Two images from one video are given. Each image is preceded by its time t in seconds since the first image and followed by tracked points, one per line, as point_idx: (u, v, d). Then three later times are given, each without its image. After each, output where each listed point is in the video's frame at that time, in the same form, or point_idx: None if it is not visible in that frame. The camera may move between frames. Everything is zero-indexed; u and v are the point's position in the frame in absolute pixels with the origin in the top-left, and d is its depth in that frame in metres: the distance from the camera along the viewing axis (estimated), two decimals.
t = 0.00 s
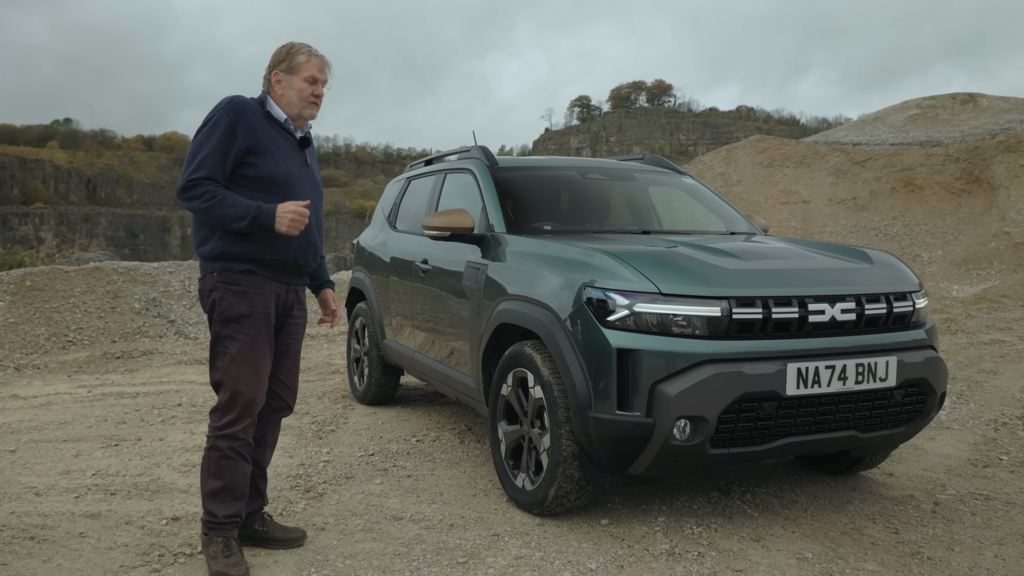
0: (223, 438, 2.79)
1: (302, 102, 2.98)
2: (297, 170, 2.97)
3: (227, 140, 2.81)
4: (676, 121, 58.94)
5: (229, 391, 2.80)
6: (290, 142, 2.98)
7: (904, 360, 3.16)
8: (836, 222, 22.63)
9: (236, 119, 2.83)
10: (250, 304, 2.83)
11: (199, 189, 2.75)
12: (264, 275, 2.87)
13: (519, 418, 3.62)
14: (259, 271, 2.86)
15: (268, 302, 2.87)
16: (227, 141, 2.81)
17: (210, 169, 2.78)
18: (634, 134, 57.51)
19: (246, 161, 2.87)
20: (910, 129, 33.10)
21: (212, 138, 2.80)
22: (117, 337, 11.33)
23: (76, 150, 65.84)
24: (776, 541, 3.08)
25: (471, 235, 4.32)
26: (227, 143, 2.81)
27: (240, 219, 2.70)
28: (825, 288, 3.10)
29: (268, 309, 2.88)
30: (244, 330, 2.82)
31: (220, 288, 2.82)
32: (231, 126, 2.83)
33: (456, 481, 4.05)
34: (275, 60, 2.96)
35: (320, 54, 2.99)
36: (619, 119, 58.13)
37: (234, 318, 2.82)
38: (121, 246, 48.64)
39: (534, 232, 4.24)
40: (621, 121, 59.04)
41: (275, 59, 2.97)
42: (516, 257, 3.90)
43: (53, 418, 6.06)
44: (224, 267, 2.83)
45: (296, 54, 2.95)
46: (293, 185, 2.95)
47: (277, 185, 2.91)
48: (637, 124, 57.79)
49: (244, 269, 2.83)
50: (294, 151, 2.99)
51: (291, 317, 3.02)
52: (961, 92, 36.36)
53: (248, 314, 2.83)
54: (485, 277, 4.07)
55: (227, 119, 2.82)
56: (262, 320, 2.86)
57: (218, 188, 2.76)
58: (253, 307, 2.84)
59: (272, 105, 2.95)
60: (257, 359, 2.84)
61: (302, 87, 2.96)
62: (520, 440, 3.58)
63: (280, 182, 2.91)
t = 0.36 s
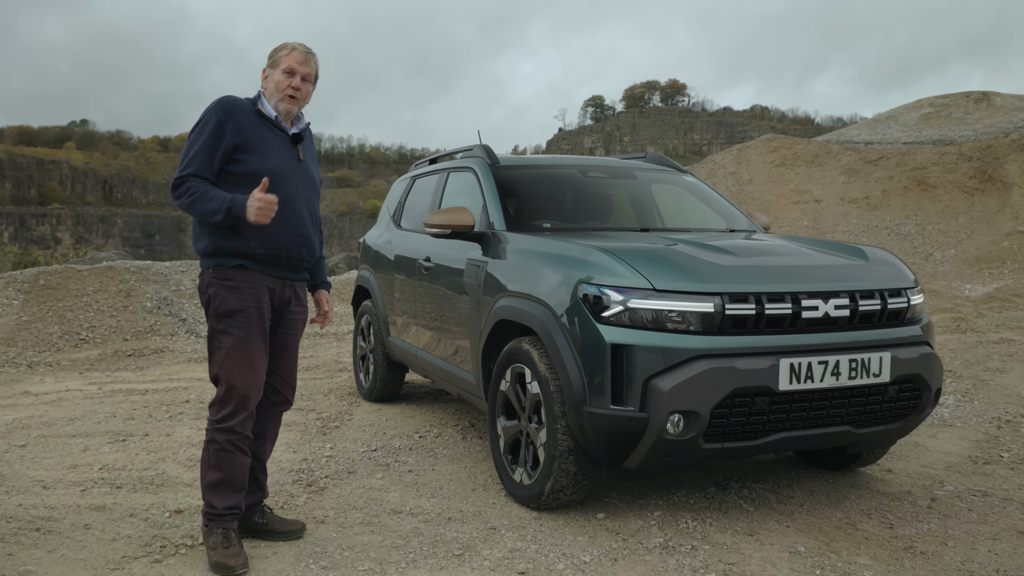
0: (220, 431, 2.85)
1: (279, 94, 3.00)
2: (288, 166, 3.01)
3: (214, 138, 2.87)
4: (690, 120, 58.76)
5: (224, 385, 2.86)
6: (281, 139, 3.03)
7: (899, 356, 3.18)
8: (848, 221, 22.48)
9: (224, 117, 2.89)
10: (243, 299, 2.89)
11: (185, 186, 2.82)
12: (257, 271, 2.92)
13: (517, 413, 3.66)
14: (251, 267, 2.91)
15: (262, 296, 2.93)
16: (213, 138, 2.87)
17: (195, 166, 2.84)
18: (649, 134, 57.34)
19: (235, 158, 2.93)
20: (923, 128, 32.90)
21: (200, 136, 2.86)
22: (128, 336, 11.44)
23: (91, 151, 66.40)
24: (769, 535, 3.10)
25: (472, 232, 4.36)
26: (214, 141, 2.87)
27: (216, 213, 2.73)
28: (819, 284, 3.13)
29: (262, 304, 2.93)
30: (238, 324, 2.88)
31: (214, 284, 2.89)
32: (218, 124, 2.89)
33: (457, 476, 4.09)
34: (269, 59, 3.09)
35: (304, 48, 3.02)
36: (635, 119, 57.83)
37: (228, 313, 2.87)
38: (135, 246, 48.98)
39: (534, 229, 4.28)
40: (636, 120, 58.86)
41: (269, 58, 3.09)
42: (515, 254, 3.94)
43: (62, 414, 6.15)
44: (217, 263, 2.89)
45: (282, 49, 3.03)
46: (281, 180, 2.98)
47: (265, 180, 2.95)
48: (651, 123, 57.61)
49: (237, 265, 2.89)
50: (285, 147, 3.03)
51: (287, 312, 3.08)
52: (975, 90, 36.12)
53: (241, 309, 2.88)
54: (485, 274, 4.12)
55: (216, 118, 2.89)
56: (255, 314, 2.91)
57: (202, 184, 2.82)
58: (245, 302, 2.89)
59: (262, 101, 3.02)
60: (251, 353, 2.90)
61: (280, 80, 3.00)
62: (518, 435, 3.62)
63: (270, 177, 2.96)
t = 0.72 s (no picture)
0: (216, 426, 2.90)
1: (271, 94, 3.05)
2: (280, 168, 3.06)
3: (207, 141, 2.93)
4: (704, 119, 58.52)
5: (218, 381, 2.91)
6: (274, 139, 3.08)
7: (891, 353, 3.19)
8: (860, 220, 22.26)
9: (217, 119, 2.95)
10: (236, 297, 2.94)
11: (179, 188, 2.90)
12: (251, 269, 2.98)
13: (513, 410, 3.69)
14: (244, 265, 2.96)
15: (255, 294, 2.98)
16: (205, 141, 2.93)
17: (188, 170, 2.91)
18: (663, 133, 57.13)
19: (228, 159, 2.99)
20: (937, 126, 32.68)
21: (194, 138, 2.92)
22: (140, 334, 11.55)
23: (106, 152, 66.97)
24: (761, 531, 3.13)
25: (471, 231, 4.40)
26: (207, 144, 2.93)
27: (206, 221, 2.80)
28: (812, 281, 3.15)
29: (255, 301, 2.99)
30: (232, 321, 2.93)
31: (209, 283, 2.94)
32: (210, 128, 2.95)
33: (455, 472, 4.13)
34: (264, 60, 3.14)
35: (297, 49, 3.07)
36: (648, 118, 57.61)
37: (221, 311, 2.92)
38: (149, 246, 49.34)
39: (532, 228, 4.31)
40: (651, 120, 58.66)
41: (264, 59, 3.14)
42: (512, 252, 3.97)
43: (71, 410, 6.24)
44: (210, 262, 2.95)
45: (276, 51, 3.08)
46: (273, 182, 3.03)
47: (257, 181, 3.01)
48: (664, 123, 57.41)
49: (230, 263, 2.95)
50: (278, 148, 3.08)
51: (282, 309, 3.13)
52: (990, 89, 35.85)
53: (235, 306, 2.93)
54: (483, 272, 4.15)
55: (208, 120, 2.94)
56: (249, 312, 2.97)
57: (193, 188, 2.89)
58: (238, 300, 2.94)
59: (256, 102, 3.08)
60: (244, 350, 2.95)
61: (272, 80, 3.04)
62: (514, 432, 3.66)
63: (262, 178, 3.01)
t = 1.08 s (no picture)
0: (218, 421, 2.94)
1: (294, 107, 3.11)
2: (284, 167, 3.11)
3: (213, 139, 2.97)
4: (719, 118, 58.25)
5: (222, 377, 2.95)
6: (278, 139, 3.13)
7: (888, 351, 3.19)
8: (875, 219, 22.01)
9: (223, 119, 2.99)
10: (241, 294, 2.98)
11: (186, 186, 2.93)
12: (254, 267, 3.02)
13: (512, 407, 3.72)
14: (248, 262, 3.00)
15: (259, 292, 3.02)
16: (212, 141, 2.97)
17: (196, 169, 2.95)
18: (677, 132, 56.81)
19: (234, 158, 3.03)
20: (954, 124, 32.43)
21: (200, 137, 2.96)
22: (153, 333, 11.66)
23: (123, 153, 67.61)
24: (757, 528, 3.13)
25: (472, 230, 4.43)
26: (213, 142, 2.97)
27: (218, 220, 2.86)
28: (808, 279, 3.15)
29: (259, 299, 3.03)
30: (236, 318, 2.97)
31: (213, 280, 2.98)
32: (216, 126, 2.98)
33: (456, 469, 4.16)
34: (267, 63, 3.09)
35: (313, 59, 3.12)
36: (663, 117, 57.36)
37: (226, 307, 2.96)
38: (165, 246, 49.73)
39: (533, 227, 4.33)
40: (666, 119, 58.45)
41: (266, 62, 3.09)
42: (512, 250, 3.99)
43: (83, 407, 6.32)
44: (213, 259, 2.99)
45: (290, 59, 3.07)
46: (278, 181, 3.08)
47: (262, 180, 3.05)
48: (678, 122, 57.19)
49: (234, 261, 2.99)
50: (282, 148, 3.13)
51: (283, 306, 3.17)
52: (1007, 86, 35.53)
53: (239, 303, 2.98)
54: (483, 270, 4.18)
55: (215, 119, 2.98)
56: (252, 309, 3.01)
57: (201, 187, 2.93)
58: (243, 297, 2.99)
59: (263, 105, 3.11)
60: (249, 346, 2.99)
61: (295, 93, 3.09)
62: (513, 429, 3.68)
63: (267, 178, 3.06)
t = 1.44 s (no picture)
0: (221, 416, 2.97)
1: (304, 110, 3.17)
2: (293, 166, 3.15)
3: (227, 137, 2.99)
4: (738, 117, 57.90)
5: (227, 373, 2.97)
6: (285, 139, 3.17)
7: (886, 348, 3.18)
8: (893, 218, 21.65)
9: (235, 117, 3.02)
10: (248, 292, 3.01)
11: (202, 183, 2.92)
12: (261, 265, 3.05)
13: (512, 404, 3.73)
14: (257, 261, 3.03)
15: (266, 290, 3.05)
16: (227, 139, 2.98)
17: (212, 165, 2.95)
18: (697, 133, 55.63)
19: (244, 157, 3.05)
20: (973, 122, 32.06)
21: (213, 135, 2.96)
22: (167, 332, 11.77)
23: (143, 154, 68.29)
24: (754, 526, 3.13)
25: (474, 228, 4.45)
26: (226, 140, 2.98)
27: (239, 218, 2.89)
28: (805, 276, 3.14)
29: (265, 297, 3.05)
30: (242, 315, 3.00)
31: (219, 277, 3.00)
32: (229, 125, 3.00)
33: (457, 466, 4.18)
34: (277, 64, 3.11)
35: (321, 64, 3.19)
36: (680, 116, 57.03)
37: (233, 304, 2.99)
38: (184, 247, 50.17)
39: (534, 225, 4.34)
40: (685, 118, 58.09)
41: (276, 63, 3.11)
42: (512, 248, 4.01)
43: (94, 404, 6.41)
44: (223, 257, 3.00)
45: (301, 62, 3.12)
46: (288, 180, 3.12)
47: (273, 179, 3.08)
48: (695, 121, 56.93)
49: (241, 259, 3.01)
50: (289, 148, 3.17)
51: (286, 304, 3.20)
52: None
53: (246, 300, 3.00)
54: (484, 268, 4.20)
55: (227, 117, 3.00)
56: (259, 307, 3.03)
57: (219, 184, 2.93)
58: (250, 294, 3.01)
59: (269, 105, 3.14)
60: (255, 343, 3.02)
61: (306, 96, 3.16)
62: (512, 426, 3.70)
63: (277, 176, 3.09)
